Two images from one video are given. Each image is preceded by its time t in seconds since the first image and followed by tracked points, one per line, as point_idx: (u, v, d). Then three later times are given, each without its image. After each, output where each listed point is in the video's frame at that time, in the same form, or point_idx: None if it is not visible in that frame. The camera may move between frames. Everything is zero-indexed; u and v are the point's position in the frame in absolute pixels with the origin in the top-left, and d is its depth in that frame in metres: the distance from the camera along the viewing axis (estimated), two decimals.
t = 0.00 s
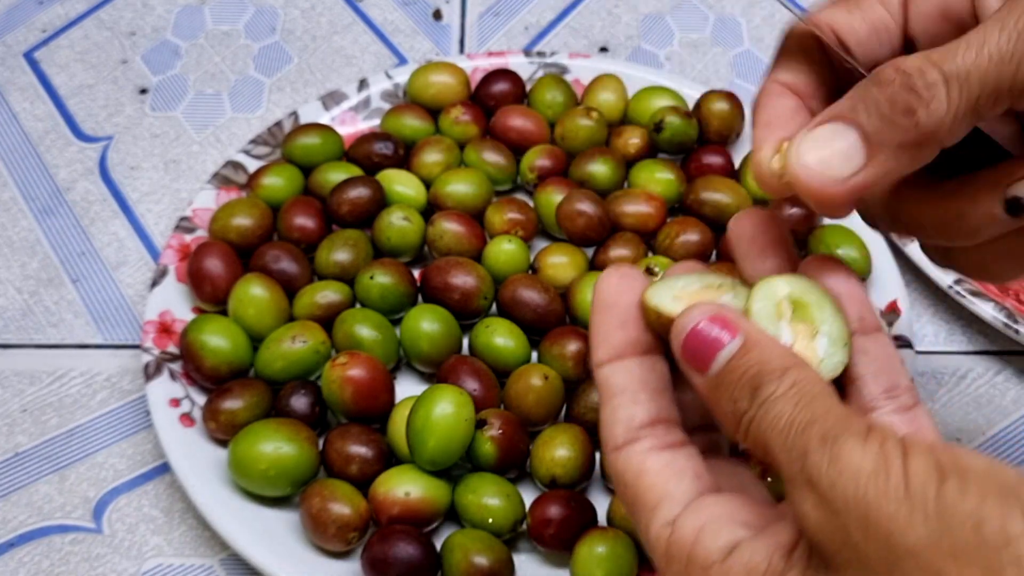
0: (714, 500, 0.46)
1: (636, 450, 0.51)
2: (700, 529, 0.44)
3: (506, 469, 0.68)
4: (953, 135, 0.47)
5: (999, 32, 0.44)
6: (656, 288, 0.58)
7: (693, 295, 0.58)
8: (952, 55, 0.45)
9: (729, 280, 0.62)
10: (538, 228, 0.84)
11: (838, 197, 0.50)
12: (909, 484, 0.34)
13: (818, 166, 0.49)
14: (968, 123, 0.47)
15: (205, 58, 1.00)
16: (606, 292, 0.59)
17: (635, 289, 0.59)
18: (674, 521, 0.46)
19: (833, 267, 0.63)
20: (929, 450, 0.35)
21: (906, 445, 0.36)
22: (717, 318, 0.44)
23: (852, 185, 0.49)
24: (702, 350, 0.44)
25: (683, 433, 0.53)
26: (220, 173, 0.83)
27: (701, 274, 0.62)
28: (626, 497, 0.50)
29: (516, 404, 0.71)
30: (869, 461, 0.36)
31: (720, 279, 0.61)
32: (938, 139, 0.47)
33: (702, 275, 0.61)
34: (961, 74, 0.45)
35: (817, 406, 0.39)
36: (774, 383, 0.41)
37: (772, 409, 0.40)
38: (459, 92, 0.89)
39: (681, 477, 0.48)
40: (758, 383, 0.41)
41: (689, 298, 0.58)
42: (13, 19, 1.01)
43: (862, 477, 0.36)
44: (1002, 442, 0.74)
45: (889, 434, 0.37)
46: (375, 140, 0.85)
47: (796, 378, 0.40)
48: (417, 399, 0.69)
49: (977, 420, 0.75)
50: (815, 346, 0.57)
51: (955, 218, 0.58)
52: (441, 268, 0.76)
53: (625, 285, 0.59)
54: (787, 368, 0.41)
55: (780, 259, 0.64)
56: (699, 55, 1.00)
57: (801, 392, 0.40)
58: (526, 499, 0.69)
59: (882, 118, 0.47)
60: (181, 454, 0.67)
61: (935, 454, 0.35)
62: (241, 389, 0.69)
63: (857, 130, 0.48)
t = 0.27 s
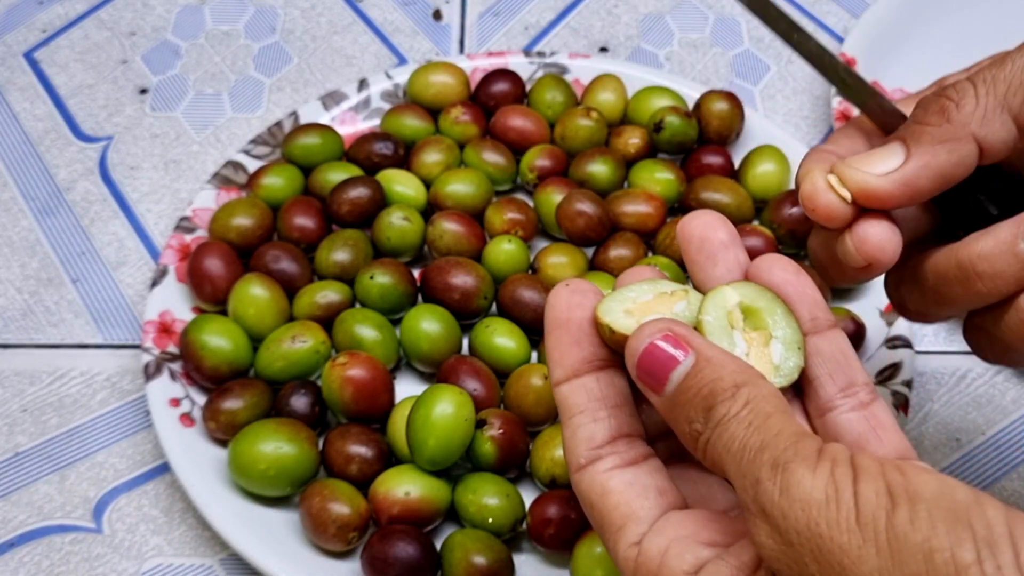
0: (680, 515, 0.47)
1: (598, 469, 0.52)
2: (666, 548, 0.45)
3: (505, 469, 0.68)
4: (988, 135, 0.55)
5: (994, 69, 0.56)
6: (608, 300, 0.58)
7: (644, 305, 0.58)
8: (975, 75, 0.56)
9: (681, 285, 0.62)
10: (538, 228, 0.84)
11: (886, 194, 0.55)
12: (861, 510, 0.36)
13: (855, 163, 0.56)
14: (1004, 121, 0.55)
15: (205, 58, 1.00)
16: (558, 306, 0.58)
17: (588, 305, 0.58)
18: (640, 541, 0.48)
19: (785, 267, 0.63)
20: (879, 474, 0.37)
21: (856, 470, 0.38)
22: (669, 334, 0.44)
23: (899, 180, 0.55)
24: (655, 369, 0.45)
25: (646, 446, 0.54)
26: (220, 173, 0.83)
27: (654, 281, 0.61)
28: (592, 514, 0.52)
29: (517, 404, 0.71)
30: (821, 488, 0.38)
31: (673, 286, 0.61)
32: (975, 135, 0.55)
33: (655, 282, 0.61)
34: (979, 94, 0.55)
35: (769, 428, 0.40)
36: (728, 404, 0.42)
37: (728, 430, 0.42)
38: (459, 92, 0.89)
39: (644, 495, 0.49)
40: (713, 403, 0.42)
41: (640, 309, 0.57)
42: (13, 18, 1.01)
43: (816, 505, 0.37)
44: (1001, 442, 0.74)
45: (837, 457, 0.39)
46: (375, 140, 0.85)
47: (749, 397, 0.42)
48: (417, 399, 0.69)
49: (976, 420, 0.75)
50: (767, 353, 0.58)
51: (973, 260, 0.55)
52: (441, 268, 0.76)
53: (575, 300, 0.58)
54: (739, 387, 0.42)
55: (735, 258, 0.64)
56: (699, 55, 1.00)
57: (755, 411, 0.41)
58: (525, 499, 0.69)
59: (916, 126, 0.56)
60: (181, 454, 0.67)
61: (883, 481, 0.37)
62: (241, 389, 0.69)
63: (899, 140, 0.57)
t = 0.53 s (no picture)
0: (679, 510, 0.47)
1: (598, 465, 0.52)
2: (665, 544, 0.45)
3: (505, 469, 0.68)
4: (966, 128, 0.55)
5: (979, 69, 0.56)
6: (607, 296, 0.57)
7: (642, 303, 0.57)
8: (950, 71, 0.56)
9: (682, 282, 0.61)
10: (538, 228, 0.84)
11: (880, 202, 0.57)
12: (858, 511, 0.36)
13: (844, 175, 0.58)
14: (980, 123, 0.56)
15: (205, 58, 1.00)
16: (558, 303, 0.58)
17: (587, 301, 0.58)
18: (640, 537, 0.48)
19: (783, 264, 0.62)
20: (875, 474, 0.37)
21: (853, 470, 0.37)
22: (667, 333, 0.44)
23: (891, 189, 0.56)
24: (654, 366, 0.44)
25: (645, 441, 0.54)
26: (220, 173, 0.84)
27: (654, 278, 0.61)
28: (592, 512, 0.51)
29: (516, 404, 0.71)
30: (818, 489, 0.37)
31: (673, 283, 0.61)
32: (955, 131, 0.55)
33: (654, 278, 0.61)
34: (959, 90, 0.55)
35: (766, 427, 0.40)
36: (726, 403, 0.41)
37: (725, 429, 0.41)
38: (459, 92, 0.89)
39: (644, 492, 0.50)
40: (710, 402, 0.42)
41: (638, 306, 0.57)
42: (13, 18, 1.01)
43: (813, 505, 0.37)
44: (1001, 442, 0.74)
45: (835, 457, 0.38)
46: (375, 140, 0.85)
47: (747, 395, 0.41)
48: (417, 399, 0.69)
49: (976, 420, 0.75)
50: (766, 350, 0.57)
51: (963, 276, 0.55)
52: (441, 268, 0.76)
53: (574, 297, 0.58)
54: (737, 384, 0.41)
55: (734, 255, 0.64)
56: (698, 55, 1.01)
57: (753, 410, 0.40)
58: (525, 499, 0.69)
59: (901, 124, 0.56)
60: (181, 454, 0.67)
61: (879, 482, 0.37)
62: (241, 389, 0.69)
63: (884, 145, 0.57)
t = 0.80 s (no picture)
0: (670, 523, 0.47)
1: (591, 475, 0.51)
2: (657, 557, 0.45)
3: (505, 468, 0.68)
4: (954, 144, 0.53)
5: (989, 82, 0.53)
6: (594, 307, 0.57)
7: (630, 312, 0.57)
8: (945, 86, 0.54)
9: (668, 288, 0.61)
10: (539, 228, 0.84)
11: (841, 178, 0.54)
12: (846, 525, 0.36)
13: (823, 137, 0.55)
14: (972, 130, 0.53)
15: (205, 58, 1.00)
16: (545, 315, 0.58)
17: (573, 312, 0.58)
18: (632, 549, 0.47)
19: (767, 274, 0.60)
20: (863, 488, 0.37)
21: (841, 484, 0.37)
22: (655, 342, 0.43)
23: (854, 168, 0.54)
24: (643, 378, 0.43)
25: (636, 450, 0.54)
26: (220, 173, 0.84)
27: (640, 286, 0.61)
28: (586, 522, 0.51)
29: (516, 403, 0.71)
30: (806, 503, 0.37)
31: (659, 290, 0.61)
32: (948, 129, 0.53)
33: (640, 287, 0.61)
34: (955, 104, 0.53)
35: (754, 440, 0.40)
36: (714, 415, 0.41)
37: (714, 441, 0.41)
38: (458, 92, 0.89)
39: (636, 502, 0.49)
40: (699, 414, 0.41)
41: (626, 316, 0.57)
42: (13, 19, 1.01)
43: (800, 520, 0.37)
44: (1001, 441, 0.74)
45: (822, 470, 0.38)
46: (375, 140, 0.85)
47: (735, 407, 0.41)
48: (417, 399, 0.69)
49: (976, 419, 0.75)
50: (753, 358, 0.57)
51: (938, 300, 0.54)
52: (441, 268, 0.76)
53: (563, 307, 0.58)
54: (725, 396, 0.41)
55: (717, 264, 0.64)
56: (698, 55, 1.01)
57: (740, 421, 0.40)
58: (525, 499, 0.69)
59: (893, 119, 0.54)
60: (181, 454, 0.67)
61: (867, 495, 0.36)
62: (241, 389, 0.69)
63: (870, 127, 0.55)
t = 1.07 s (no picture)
0: (653, 559, 0.49)
1: (570, 513, 0.53)
2: None
3: (505, 468, 0.68)
4: None
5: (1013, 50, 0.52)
6: (567, 342, 0.58)
7: (603, 346, 0.58)
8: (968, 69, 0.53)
9: (641, 319, 0.62)
10: (538, 228, 0.84)
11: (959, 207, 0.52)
12: (821, 566, 0.37)
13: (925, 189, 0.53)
14: None
15: (205, 58, 1.00)
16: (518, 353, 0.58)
17: (547, 348, 0.58)
18: None
19: (738, 299, 0.62)
20: (838, 528, 0.38)
21: (816, 525, 0.39)
22: (629, 382, 0.44)
23: (975, 185, 0.52)
24: (618, 416, 0.45)
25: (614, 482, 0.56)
26: (220, 173, 0.84)
27: (613, 316, 0.61)
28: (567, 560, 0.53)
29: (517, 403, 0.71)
30: (781, 544, 0.38)
31: (632, 321, 0.61)
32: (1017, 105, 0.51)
33: (613, 318, 0.61)
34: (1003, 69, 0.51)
35: (729, 479, 0.41)
36: (689, 454, 0.42)
37: (689, 480, 0.42)
38: (458, 92, 0.90)
39: (616, 539, 0.51)
40: (674, 453, 0.43)
41: (599, 350, 0.57)
42: (14, 19, 1.01)
43: (777, 562, 0.38)
44: (1001, 441, 0.74)
45: (796, 510, 0.40)
46: (375, 140, 0.85)
47: (710, 444, 0.42)
48: (417, 399, 0.69)
49: (975, 419, 0.75)
50: (728, 389, 0.58)
51: (947, 299, 0.52)
52: (441, 268, 0.76)
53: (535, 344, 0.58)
54: (699, 433, 0.43)
55: (687, 292, 0.64)
56: (698, 55, 1.01)
57: (716, 460, 0.42)
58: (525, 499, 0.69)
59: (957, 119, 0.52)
60: (181, 453, 0.67)
61: (841, 536, 0.38)
62: (241, 388, 0.69)
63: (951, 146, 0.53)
